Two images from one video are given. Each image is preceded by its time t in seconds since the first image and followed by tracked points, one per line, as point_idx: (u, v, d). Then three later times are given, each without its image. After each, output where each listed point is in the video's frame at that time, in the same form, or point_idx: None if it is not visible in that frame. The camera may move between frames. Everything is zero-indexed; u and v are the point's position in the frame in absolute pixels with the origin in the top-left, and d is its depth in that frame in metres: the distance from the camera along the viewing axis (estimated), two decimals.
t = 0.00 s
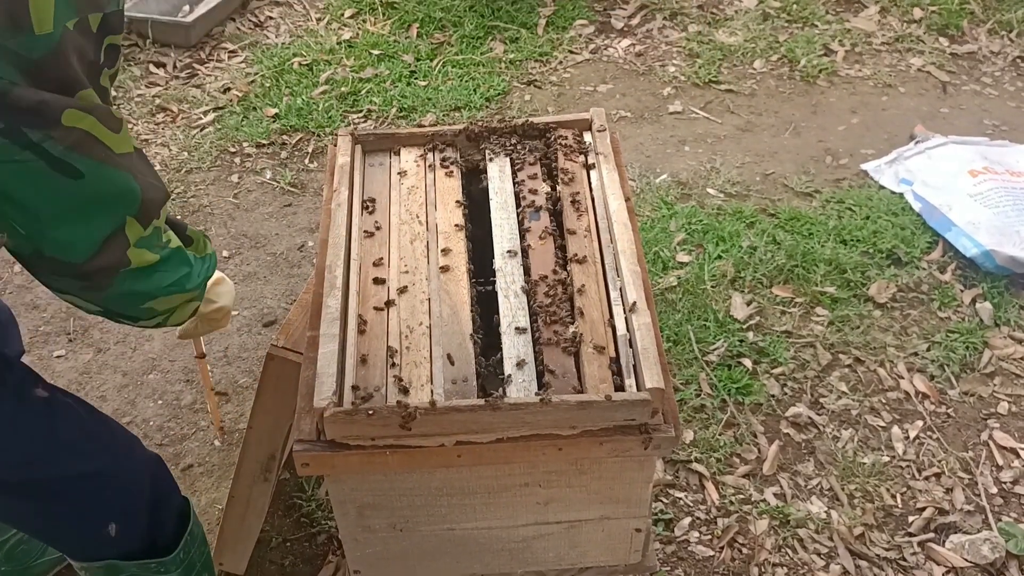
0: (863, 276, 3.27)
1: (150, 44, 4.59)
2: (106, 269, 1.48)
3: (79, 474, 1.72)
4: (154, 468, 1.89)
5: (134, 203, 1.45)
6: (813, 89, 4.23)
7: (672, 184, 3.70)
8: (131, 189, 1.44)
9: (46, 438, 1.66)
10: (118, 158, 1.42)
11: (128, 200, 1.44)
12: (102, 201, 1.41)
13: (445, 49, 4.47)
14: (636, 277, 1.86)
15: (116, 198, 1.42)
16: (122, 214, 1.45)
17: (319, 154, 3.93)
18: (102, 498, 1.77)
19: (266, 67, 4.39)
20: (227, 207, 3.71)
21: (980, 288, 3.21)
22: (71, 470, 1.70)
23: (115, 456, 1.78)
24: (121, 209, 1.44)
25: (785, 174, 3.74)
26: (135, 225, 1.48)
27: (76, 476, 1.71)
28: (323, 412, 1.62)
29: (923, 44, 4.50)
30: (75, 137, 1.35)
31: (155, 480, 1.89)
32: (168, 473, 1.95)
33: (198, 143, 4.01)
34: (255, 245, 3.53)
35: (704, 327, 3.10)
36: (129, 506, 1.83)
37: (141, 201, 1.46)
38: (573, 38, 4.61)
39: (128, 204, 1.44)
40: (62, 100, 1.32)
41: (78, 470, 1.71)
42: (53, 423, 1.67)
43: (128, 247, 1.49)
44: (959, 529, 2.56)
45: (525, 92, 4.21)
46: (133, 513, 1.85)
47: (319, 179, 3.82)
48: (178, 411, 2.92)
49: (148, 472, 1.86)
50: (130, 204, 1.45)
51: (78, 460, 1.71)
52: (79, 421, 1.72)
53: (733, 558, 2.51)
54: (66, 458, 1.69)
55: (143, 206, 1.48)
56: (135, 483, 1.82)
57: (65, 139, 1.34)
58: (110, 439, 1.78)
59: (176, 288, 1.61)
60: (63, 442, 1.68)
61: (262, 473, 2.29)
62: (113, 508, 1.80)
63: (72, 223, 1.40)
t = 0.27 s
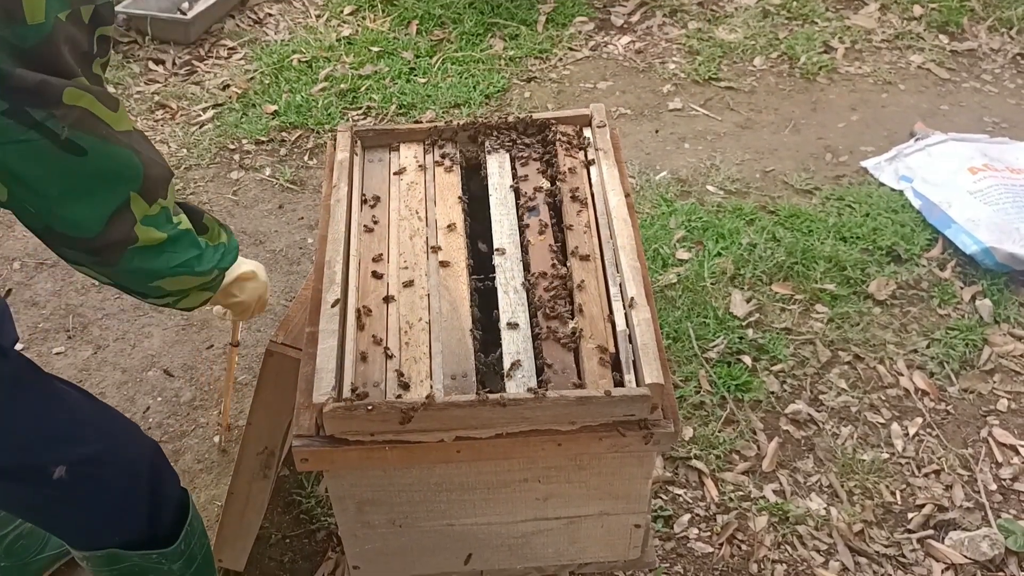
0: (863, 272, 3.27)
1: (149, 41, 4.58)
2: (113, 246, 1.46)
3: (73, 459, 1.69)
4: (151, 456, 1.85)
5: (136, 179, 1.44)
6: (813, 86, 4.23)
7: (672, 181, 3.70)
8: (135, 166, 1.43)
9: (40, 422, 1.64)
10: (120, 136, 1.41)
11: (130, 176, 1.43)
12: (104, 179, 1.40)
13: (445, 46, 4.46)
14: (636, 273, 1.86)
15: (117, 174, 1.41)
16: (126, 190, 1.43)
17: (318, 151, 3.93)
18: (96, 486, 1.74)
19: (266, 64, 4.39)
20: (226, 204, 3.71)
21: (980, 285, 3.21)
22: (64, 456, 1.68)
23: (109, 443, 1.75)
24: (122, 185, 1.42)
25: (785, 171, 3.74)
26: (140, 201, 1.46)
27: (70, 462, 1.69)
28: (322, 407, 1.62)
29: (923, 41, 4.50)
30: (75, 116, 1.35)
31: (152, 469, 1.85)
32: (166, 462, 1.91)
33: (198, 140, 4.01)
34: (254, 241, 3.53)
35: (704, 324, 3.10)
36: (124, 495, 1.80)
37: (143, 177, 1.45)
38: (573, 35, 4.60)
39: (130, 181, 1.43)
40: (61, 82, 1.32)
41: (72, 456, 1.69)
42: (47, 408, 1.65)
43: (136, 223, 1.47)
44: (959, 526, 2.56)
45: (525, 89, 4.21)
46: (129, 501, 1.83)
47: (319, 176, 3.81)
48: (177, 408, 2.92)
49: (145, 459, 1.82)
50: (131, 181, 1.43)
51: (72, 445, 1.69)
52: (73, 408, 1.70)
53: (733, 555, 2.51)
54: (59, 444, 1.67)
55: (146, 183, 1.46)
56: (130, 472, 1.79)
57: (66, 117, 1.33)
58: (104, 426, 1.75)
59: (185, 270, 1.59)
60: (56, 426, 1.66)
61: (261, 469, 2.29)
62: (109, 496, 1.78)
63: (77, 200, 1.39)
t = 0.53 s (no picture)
0: (864, 271, 3.27)
1: (149, 39, 4.58)
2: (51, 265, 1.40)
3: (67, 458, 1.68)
4: (147, 457, 1.85)
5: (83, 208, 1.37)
6: (813, 84, 4.23)
7: (672, 180, 3.70)
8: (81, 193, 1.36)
9: (37, 421, 1.63)
10: (69, 163, 1.33)
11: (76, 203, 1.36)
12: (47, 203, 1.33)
13: (445, 45, 4.46)
14: (637, 272, 1.86)
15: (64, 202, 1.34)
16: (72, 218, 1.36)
17: (319, 150, 3.92)
18: (92, 486, 1.74)
19: (266, 62, 4.38)
20: (226, 202, 3.70)
21: (980, 284, 3.21)
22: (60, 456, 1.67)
23: (106, 443, 1.75)
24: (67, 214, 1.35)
25: (786, 169, 3.74)
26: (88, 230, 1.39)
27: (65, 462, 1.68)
28: (324, 406, 1.62)
29: (923, 40, 4.50)
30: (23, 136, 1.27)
31: (148, 470, 1.85)
32: (162, 464, 1.91)
33: (198, 139, 4.00)
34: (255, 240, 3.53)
35: (704, 323, 3.10)
36: (119, 496, 1.80)
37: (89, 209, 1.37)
38: (573, 33, 4.60)
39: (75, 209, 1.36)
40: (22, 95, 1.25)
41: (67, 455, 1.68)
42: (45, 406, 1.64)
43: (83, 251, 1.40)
44: (959, 524, 2.57)
45: (526, 87, 4.21)
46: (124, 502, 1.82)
47: (319, 175, 3.81)
48: (178, 406, 2.93)
49: (140, 460, 1.83)
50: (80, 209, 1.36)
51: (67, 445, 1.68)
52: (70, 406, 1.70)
53: (733, 553, 2.51)
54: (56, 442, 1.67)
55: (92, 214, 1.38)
56: (127, 473, 1.79)
57: (11, 139, 1.26)
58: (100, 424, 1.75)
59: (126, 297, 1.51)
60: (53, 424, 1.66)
61: (263, 468, 2.29)
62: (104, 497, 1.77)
63: (12, 216, 1.33)
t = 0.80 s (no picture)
0: (864, 267, 3.27)
1: (149, 35, 4.57)
2: None
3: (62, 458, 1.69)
4: (137, 454, 1.84)
5: None
6: (814, 81, 4.22)
7: (672, 176, 3.70)
8: None
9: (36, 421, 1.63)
10: None
11: None
12: None
13: (445, 41, 4.45)
14: (637, 266, 1.85)
15: None
16: None
17: (318, 146, 3.92)
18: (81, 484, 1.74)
19: (266, 58, 4.38)
20: (226, 198, 3.70)
21: (980, 280, 3.21)
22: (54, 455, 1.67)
23: (98, 442, 1.75)
24: None
25: (786, 165, 3.74)
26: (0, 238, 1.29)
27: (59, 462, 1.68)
28: (324, 400, 1.62)
29: (924, 36, 4.49)
30: None
31: (139, 466, 1.85)
32: (152, 460, 1.90)
33: (197, 135, 4.00)
34: (254, 236, 3.53)
35: (704, 319, 3.10)
36: (112, 496, 1.80)
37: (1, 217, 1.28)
38: (573, 29, 4.59)
39: None
40: None
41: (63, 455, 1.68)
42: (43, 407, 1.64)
43: None
44: (959, 520, 2.57)
45: (525, 83, 4.20)
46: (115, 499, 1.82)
47: (319, 171, 3.81)
48: (177, 402, 2.92)
49: (134, 461, 1.83)
50: None
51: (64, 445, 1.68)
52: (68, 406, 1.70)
53: (733, 549, 2.51)
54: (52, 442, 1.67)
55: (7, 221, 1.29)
56: (116, 469, 1.79)
57: None
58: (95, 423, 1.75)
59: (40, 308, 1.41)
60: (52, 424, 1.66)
61: (262, 463, 2.29)
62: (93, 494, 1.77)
63: None
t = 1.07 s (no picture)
0: (863, 264, 3.28)
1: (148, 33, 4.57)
2: None
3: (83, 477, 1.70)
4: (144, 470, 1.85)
5: None
6: (813, 78, 4.23)
7: (672, 173, 3.70)
8: None
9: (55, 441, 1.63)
10: None
11: None
12: None
13: (445, 38, 4.46)
14: (636, 263, 1.86)
15: None
16: None
17: (318, 144, 3.92)
18: (98, 498, 1.76)
19: (266, 56, 4.38)
20: (226, 196, 3.71)
21: (979, 277, 3.21)
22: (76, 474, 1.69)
23: (116, 457, 1.76)
24: None
25: (785, 163, 3.74)
26: None
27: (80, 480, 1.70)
28: (324, 397, 1.63)
29: (923, 33, 4.49)
30: None
31: (148, 478, 1.87)
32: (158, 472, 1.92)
33: (197, 132, 4.00)
34: (255, 233, 3.54)
35: (704, 316, 3.11)
36: (116, 510, 1.81)
37: None
38: (573, 27, 4.60)
39: None
40: None
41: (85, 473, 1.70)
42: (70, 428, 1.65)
43: None
44: (957, 516, 2.57)
45: (525, 81, 4.21)
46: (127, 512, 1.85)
47: (319, 169, 3.81)
48: (178, 399, 2.93)
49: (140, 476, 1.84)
50: None
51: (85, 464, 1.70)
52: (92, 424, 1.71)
53: (732, 545, 2.52)
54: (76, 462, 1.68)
55: None
56: (130, 482, 1.81)
57: None
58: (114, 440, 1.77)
59: None
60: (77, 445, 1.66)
61: (263, 460, 2.29)
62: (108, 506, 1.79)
63: None
